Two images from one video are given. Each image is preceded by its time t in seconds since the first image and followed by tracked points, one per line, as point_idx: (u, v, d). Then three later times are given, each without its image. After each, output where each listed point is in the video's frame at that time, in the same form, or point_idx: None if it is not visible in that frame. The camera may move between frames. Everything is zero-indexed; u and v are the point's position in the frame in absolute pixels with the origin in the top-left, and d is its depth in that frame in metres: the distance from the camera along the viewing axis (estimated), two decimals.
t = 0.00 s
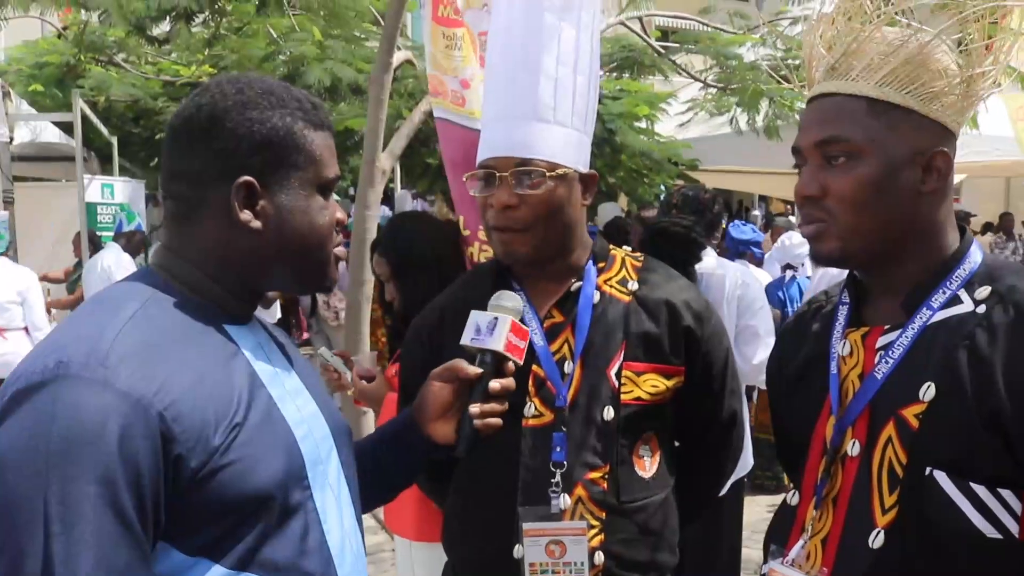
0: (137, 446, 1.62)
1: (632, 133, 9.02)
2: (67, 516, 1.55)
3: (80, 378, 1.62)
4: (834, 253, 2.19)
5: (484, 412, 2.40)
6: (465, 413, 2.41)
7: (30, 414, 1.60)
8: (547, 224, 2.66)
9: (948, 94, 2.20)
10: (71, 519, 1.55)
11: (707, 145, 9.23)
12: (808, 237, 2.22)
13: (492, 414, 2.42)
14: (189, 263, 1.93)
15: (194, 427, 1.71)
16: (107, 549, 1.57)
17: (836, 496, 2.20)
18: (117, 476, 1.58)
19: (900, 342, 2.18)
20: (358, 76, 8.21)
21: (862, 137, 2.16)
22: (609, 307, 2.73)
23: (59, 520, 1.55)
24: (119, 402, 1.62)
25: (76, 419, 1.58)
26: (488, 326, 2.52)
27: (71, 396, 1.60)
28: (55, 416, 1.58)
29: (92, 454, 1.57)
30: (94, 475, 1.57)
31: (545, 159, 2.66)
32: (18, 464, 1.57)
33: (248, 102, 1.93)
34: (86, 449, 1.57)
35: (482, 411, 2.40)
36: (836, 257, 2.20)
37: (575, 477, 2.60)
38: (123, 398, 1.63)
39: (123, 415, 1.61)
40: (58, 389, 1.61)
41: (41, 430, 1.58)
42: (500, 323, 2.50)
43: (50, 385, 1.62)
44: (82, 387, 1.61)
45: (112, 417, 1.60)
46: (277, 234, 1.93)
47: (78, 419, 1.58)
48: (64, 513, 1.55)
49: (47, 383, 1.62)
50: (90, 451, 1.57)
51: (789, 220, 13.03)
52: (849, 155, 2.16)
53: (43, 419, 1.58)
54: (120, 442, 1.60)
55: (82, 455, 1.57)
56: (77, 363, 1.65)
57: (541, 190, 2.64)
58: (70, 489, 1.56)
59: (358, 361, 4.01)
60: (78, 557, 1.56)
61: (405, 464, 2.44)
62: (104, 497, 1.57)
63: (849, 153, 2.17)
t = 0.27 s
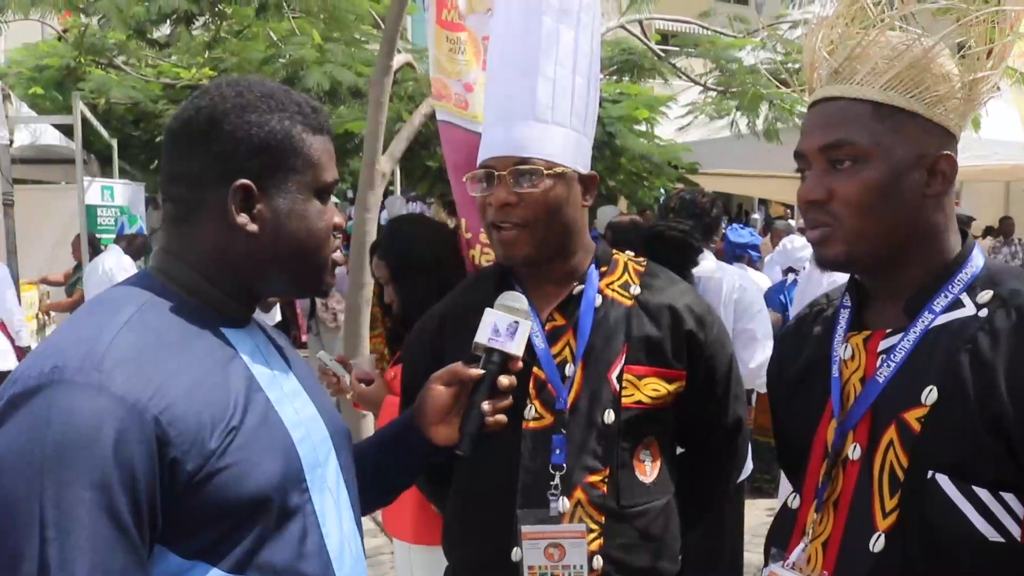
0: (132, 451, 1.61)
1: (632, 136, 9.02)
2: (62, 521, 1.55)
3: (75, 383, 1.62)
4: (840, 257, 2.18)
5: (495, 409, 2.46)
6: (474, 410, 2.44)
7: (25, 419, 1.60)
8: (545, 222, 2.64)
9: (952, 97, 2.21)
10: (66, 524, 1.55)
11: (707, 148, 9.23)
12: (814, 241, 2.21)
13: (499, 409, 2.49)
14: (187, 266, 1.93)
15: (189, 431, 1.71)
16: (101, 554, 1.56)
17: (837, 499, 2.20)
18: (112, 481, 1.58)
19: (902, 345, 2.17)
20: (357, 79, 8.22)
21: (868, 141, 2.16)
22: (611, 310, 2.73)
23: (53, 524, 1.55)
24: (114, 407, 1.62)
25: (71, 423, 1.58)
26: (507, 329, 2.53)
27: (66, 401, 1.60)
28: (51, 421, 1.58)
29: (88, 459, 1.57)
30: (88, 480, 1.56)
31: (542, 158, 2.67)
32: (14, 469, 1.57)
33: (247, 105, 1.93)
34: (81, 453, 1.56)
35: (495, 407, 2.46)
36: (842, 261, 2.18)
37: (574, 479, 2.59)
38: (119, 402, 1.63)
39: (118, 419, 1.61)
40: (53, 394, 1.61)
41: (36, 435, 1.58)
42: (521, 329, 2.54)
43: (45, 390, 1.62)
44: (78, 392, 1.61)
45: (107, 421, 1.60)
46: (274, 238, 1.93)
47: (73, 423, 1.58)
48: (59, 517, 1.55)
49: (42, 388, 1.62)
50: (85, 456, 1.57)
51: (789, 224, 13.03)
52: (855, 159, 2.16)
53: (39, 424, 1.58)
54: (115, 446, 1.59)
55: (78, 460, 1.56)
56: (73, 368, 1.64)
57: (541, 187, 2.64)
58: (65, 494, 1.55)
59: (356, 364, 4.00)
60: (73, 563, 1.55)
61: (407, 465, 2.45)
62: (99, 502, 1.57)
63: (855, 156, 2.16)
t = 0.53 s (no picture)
0: (127, 456, 1.61)
1: (631, 138, 9.02)
2: (56, 528, 1.55)
3: (69, 389, 1.62)
4: (846, 259, 2.17)
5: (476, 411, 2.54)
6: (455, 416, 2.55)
7: (20, 425, 1.60)
8: (546, 218, 2.63)
9: (952, 98, 2.21)
10: (60, 530, 1.55)
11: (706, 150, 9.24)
12: (817, 244, 2.20)
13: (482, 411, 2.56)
14: (183, 269, 1.93)
15: (185, 435, 1.70)
16: (98, 559, 1.57)
17: (837, 500, 2.19)
18: (107, 487, 1.58)
19: (902, 346, 2.17)
20: (355, 82, 8.26)
21: (871, 142, 2.15)
22: (614, 314, 2.72)
23: (48, 531, 1.55)
24: (109, 413, 1.62)
25: (66, 430, 1.58)
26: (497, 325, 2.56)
27: (61, 407, 1.60)
28: (45, 427, 1.58)
29: (82, 465, 1.57)
30: (83, 486, 1.57)
31: (535, 155, 2.67)
32: (9, 476, 1.57)
33: (238, 107, 1.93)
34: (75, 459, 1.57)
35: (473, 411, 2.54)
36: (848, 263, 2.18)
37: (572, 484, 2.58)
38: (114, 408, 1.63)
39: (112, 424, 1.61)
40: (47, 400, 1.61)
41: (30, 441, 1.58)
42: (511, 323, 2.57)
43: (40, 396, 1.62)
44: (72, 398, 1.61)
45: (101, 427, 1.60)
46: (267, 240, 1.93)
47: (67, 430, 1.58)
48: (53, 524, 1.55)
49: (37, 394, 1.63)
50: (80, 462, 1.57)
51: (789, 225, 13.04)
52: (858, 161, 2.16)
53: (33, 430, 1.59)
54: (110, 453, 1.59)
55: (72, 466, 1.56)
56: (67, 373, 1.65)
57: (535, 183, 2.64)
58: (59, 500, 1.56)
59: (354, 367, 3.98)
60: (67, 570, 1.55)
61: (408, 468, 2.53)
62: (94, 508, 1.57)
63: (859, 158, 2.16)
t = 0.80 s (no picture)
0: (122, 461, 1.61)
1: (630, 139, 9.02)
2: (51, 532, 1.55)
3: (63, 393, 1.62)
4: (846, 260, 2.18)
5: (469, 413, 2.54)
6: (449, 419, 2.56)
7: (14, 430, 1.60)
8: (542, 215, 2.63)
9: (950, 99, 2.21)
10: (55, 535, 1.55)
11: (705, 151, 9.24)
12: (819, 245, 2.20)
13: (477, 415, 2.56)
14: (180, 272, 1.92)
15: (180, 439, 1.70)
16: (92, 565, 1.57)
17: (836, 501, 2.19)
18: (101, 491, 1.58)
19: (901, 347, 2.17)
20: (354, 85, 8.39)
21: (872, 143, 2.15)
22: (615, 317, 2.72)
23: (42, 536, 1.55)
24: (103, 416, 1.62)
25: (60, 435, 1.58)
26: (496, 330, 2.61)
27: (54, 412, 1.59)
28: (39, 432, 1.58)
29: (76, 469, 1.57)
30: (77, 491, 1.56)
31: (536, 154, 2.67)
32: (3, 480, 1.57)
33: (233, 109, 1.92)
34: (69, 464, 1.56)
35: (467, 414, 2.54)
36: (847, 264, 2.18)
37: (570, 487, 2.58)
38: (108, 412, 1.62)
39: (107, 429, 1.61)
40: (42, 405, 1.61)
41: (25, 446, 1.58)
42: (510, 330, 2.62)
43: (34, 401, 1.62)
44: (66, 402, 1.61)
45: (95, 432, 1.60)
46: (264, 242, 1.92)
47: (61, 435, 1.58)
48: (47, 529, 1.55)
49: (31, 399, 1.63)
50: (74, 467, 1.57)
51: (788, 225, 13.04)
52: (859, 162, 2.15)
53: (27, 435, 1.58)
54: (104, 457, 1.59)
55: (67, 471, 1.56)
56: (61, 378, 1.64)
57: (539, 180, 2.65)
58: (54, 506, 1.56)
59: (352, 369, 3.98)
60: (62, 574, 1.55)
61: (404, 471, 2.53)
62: (88, 513, 1.57)
63: (860, 159, 2.15)
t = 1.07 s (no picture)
0: (117, 462, 1.61)
1: (628, 139, 9.03)
2: (45, 533, 1.55)
3: (58, 395, 1.62)
4: (846, 262, 2.18)
5: (468, 414, 2.54)
6: (448, 419, 2.55)
7: (10, 432, 1.61)
8: (539, 217, 2.64)
9: (949, 99, 2.21)
10: (49, 536, 1.56)
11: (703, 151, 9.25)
12: (820, 247, 2.20)
13: (476, 415, 2.56)
14: (178, 273, 1.92)
15: (175, 440, 1.70)
16: (86, 565, 1.57)
17: (837, 502, 2.19)
18: (96, 493, 1.58)
19: (901, 348, 2.17)
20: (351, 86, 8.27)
21: (871, 144, 2.15)
22: (615, 318, 2.72)
23: (37, 536, 1.56)
24: (98, 418, 1.62)
25: (54, 436, 1.58)
26: (495, 331, 2.60)
27: (49, 414, 1.60)
28: (34, 433, 1.58)
29: (70, 470, 1.57)
30: (71, 492, 1.57)
31: (538, 160, 2.67)
32: None
33: (232, 111, 1.92)
34: (64, 465, 1.57)
35: (466, 414, 2.54)
36: (847, 266, 2.18)
37: (569, 487, 2.58)
38: (103, 414, 1.62)
39: (101, 430, 1.61)
40: (36, 406, 1.61)
41: (20, 447, 1.58)
42: (508, 331, 2.60)
43: (29, 402, 1.62)
44: (61, 404, 1.61)
45: (90, 434, 1.60)
46: (262, 244, 1.92)
47: (56, 436, 1.58)
48: (42, 530, 1.55)
49: (26, 401, 1.63)
50: (68, 468, 1.57)
51: (786, 226, 13.05)
52: (859, 164, 2.15)
53: (23, 437, 1.59)
54: (98, 458, 1.59)
55: (61, 472, 1.57)
56: (56, 379, 1.64)
57: (534, 187, 2.64)
58: (49, 507, 1.56)
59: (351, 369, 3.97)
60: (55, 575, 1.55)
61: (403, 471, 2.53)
62: (83, 514, 1.57)
63: (861, 161, 2.15)
